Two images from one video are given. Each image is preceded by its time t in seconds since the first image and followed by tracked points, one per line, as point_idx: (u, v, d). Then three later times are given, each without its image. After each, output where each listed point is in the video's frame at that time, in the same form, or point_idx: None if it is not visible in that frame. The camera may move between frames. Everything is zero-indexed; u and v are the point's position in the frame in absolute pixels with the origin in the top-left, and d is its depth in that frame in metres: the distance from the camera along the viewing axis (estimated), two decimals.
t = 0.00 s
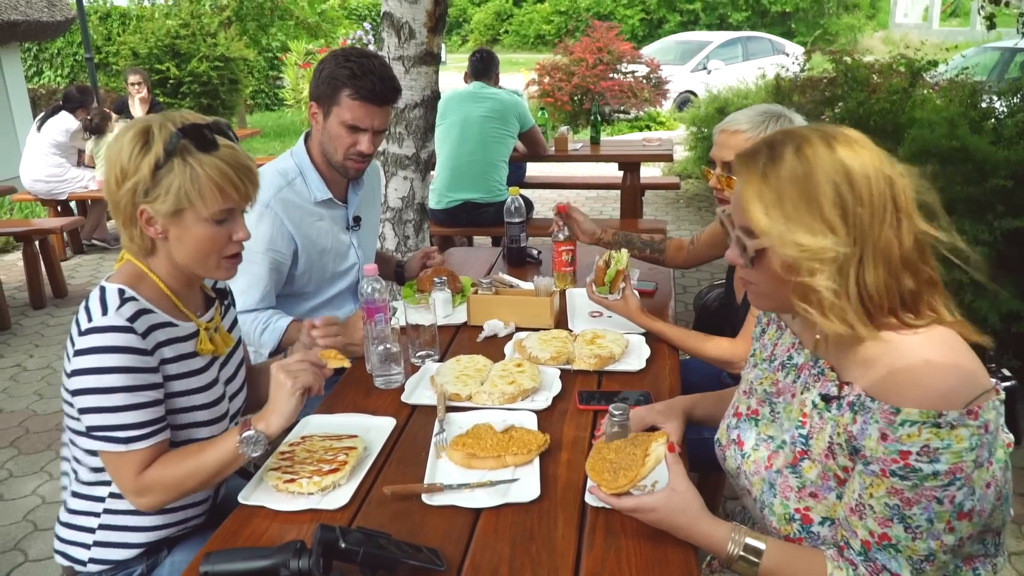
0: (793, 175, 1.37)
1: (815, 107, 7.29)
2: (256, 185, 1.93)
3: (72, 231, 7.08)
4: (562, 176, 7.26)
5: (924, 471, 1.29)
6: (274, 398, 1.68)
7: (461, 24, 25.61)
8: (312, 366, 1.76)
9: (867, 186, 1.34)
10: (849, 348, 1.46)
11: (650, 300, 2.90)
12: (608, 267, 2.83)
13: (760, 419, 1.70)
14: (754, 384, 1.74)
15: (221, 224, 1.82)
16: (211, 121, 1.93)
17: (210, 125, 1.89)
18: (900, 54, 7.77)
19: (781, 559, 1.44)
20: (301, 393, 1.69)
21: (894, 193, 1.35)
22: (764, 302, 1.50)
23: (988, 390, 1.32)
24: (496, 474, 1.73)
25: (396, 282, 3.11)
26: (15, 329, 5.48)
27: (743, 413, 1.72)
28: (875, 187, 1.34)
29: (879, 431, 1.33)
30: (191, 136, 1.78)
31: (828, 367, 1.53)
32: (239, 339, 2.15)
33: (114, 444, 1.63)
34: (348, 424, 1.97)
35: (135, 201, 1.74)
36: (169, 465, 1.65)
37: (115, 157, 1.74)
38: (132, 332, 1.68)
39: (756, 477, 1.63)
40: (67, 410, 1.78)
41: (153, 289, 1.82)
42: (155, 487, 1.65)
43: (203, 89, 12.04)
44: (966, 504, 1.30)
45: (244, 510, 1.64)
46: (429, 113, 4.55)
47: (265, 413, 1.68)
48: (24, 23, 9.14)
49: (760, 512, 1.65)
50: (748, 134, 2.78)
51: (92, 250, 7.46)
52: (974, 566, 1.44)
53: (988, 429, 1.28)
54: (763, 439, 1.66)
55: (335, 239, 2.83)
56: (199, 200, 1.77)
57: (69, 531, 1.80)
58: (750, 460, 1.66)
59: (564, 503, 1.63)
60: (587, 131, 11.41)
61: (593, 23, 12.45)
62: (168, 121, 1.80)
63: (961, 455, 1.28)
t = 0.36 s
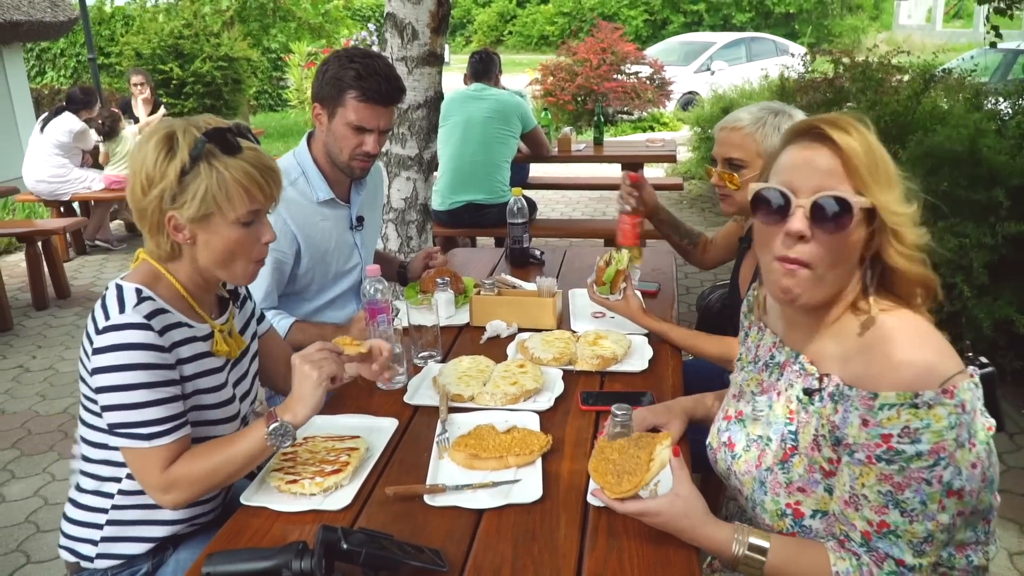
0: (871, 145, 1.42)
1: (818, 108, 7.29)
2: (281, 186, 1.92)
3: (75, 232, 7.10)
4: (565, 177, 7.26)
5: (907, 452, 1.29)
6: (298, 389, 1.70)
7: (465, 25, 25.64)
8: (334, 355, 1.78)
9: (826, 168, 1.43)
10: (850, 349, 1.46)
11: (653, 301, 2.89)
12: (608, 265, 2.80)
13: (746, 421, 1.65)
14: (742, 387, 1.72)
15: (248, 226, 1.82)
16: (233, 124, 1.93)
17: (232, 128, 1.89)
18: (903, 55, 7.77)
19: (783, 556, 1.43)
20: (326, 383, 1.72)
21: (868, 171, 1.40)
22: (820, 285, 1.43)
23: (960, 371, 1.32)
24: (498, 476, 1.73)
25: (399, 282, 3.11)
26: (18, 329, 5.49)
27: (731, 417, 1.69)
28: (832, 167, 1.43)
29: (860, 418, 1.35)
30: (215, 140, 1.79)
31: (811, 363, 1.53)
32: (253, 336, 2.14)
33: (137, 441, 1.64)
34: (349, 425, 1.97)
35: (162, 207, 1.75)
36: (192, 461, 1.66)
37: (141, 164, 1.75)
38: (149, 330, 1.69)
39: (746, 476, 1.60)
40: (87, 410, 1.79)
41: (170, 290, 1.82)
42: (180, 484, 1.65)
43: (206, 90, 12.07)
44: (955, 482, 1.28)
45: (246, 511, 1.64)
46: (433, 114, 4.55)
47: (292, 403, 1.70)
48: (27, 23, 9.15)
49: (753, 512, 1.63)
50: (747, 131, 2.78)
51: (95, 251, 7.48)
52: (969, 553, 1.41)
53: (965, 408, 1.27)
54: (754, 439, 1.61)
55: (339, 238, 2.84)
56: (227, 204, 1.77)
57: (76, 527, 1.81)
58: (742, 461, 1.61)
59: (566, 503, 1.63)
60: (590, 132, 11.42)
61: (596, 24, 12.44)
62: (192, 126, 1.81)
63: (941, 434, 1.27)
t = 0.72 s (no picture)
0: (906, 166, 1.38)
1: (812, 108, 7.32)
2: (286, 189, 1.91)
3: (68, 230, 7.06)
4: (560, 176, 7.27)
5: (888, 445, 1.30)
6: (289, 399, 1.68)
7: (460, 24, 25.64)
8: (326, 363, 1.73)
9: (852, 177, 1.40)
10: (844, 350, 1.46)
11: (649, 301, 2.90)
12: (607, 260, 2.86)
13: (741, 418, 1.68)
14: (735, 384, 1.74)
15: (258, 233, 1.81)
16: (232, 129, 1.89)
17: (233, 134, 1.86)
18: (897, 56, 7.81)
19: (776, 552, 1.44)
20: (318, 398, 1.69)
21: (894, 193, 1.36)
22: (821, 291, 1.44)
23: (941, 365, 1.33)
24: (494, 474, 1.73)
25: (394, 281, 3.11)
26: (10, 329, 5.47)
27: (724, 414, 1.71)
28: (857, 177, 1.40)
29: (841, 412, 1.36)
30: (221, 150, 1.76)
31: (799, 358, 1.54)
32: (245, 339, 2.16)
33: (127, 445, 1.63)
34: (344, 425, 1.96)
35: (173, 222, 1.72)
36: (181, 467, 1.66)
37: (147, 179, 1.71)
38: (142, 334, 1.69)
39: (739, 473, 1.63)
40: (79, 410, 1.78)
41: (167, 294, 1.82)
42: (167, 489, 1.65)
43: (200, 88, 12.03)
44: (940, 472, 1.29)
45: (242, 510, 1.64)
46: (428, 113, 4.55)
47: (281, 413, 1.68)
48: (20, 21, 9.10)
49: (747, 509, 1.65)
50: (751, 134, 2.80)
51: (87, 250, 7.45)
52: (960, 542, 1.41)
53: (945, 399, 1.28)
54: (747, 438, 1.63)
55: (334, 238, 2.83)
56: (238, 214, 1.75)
57: (70, 529, 1.80)
58: (736, 458, 1.64)
59: (562, 502, 1.63)
60: (585, 132, 11.43)
61: (591, 24, 12.43)
62: (195, 136, 1.76)
63: (922, 425, 1.27)
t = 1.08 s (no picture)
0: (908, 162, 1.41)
1: (800, 106, 7.37)
2: (267, 184, 1.92)
3: (56, 232, 7.01)
4: (551, 174, 7.28)
5: (884, 448, 1.31)
6: (275, 410, 1.67)
7: (448, 23, 25.62)
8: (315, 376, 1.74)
9: (850, 169, 1.42)
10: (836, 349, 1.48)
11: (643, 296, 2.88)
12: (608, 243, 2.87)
13: (738, 416, 1.68)
14: (730, 383, 1.74)
15: (236, 226, 1.83)
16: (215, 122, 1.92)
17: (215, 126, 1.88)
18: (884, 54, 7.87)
19: (772, 551, 1.46)
20: (306, 410, 1.68)
21: (897, 185, 1.38)
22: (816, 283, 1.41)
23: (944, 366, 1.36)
24: (491, 471, 1.74)
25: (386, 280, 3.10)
26: None
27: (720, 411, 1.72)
28: (859, 171, 1.41)
29: (838, 415, 1.37)
30: (198, 140, 1.78)
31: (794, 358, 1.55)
32: (238, 342, 2.14)
33: (110, 450, 1.63)
34: (339, 424, 1.96)
35: (147, 210, 1.74)
36: (168, 471, 1.66)
37: (125, 167, 1.73)
38: (129, 338, 1.68)
39: (737, 472, 1.64)
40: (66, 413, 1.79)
41: (156, 294, 1.82)
42: (151, 493, 1.66)
43: (189, 88, 11.96)
44: (934, 475, 1.30)
45: (238, 508, 1.64)
46: (419, 112, 4.55)
47: (267, 424, 1.67)
48: (5, 21, 9.01)
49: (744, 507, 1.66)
50: (721, 138, 2.83)
51: (76, 251, 7.39)
52: (954, 537, 1.44)
53: (941, 402, 1.29)
54: (743, 436, 1.64)
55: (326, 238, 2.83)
56: (214, 204, 1.77)
57: (62, 533, 1.80)
58: (734, 457, 1.65)
59: (558, 500, 1.64)
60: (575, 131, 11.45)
61: (580, 22, 12.45)
62: (174, 126, 1.79)
63: (918, 428, 1.29)
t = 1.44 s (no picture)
0: (786, 148, 1.43)
1: (791, 100, 7.42)
2: (248, 172, 1.91)
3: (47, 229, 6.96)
4: (543, 168, 7.28)
5: (898, 455, 1.33)
6: (268, 404, 1.66)
7: (438, 19, 25.56)
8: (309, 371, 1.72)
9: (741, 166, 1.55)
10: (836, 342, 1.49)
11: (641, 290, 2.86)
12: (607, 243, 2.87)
13: (742, 411, 1.71)
14: (736, 377, 1.76)
15: (213, 214, 1.81)
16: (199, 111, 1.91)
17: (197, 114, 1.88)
18: (873, 48, 7.92)
19: (772, 547, 1.50)
20: (298, 404, 1.67)
21: (758, 173, 1.46)
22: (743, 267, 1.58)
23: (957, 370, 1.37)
24: (491, 463, 1.75)
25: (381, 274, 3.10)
26: None
27: (723, 405, 1.75)
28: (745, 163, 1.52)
29: (853, 418, 1.37)
30: (175, 126, 1.77)
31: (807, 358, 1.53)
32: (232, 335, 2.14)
33: (102, 444, 1.63)
34: (339, 416, 1.97)
35: (125, 196, 1.73)
36: (161, 463, 1.67)
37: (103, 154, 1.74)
38: (119, 331, 1.67)
39: (739, 467, 1.66)
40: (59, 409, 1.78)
41: (145, 287, 1.81)
42: (145, 485, 1.66)
43: (178, 84, 11.88)
44: (943, 483, 1.34)
45: (239, 502, 1.64)
46: (412, 107, 4.55)
47: (260, 417, 1.66)
48: None
49: (745, 502, 1.69)
50: (696, 138, 2.86)
51: (67, 248, 7.34)
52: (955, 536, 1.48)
53: (956, 409, 1.33)
54: (747, 430, 1.67)
55: (321, 231, 2.82)
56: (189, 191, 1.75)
57: (61, 526, 1.80)
58: (734, 451, 1.68)
59: (559, 490, 1.65)
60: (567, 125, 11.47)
61: (570, 16, 12.44)
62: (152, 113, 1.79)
63: (932, 437, 1.32)
